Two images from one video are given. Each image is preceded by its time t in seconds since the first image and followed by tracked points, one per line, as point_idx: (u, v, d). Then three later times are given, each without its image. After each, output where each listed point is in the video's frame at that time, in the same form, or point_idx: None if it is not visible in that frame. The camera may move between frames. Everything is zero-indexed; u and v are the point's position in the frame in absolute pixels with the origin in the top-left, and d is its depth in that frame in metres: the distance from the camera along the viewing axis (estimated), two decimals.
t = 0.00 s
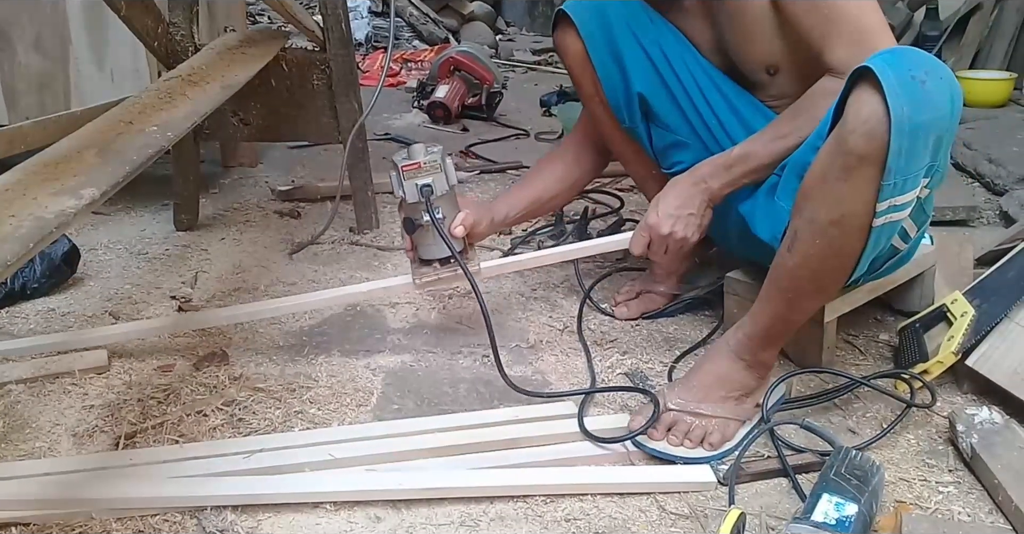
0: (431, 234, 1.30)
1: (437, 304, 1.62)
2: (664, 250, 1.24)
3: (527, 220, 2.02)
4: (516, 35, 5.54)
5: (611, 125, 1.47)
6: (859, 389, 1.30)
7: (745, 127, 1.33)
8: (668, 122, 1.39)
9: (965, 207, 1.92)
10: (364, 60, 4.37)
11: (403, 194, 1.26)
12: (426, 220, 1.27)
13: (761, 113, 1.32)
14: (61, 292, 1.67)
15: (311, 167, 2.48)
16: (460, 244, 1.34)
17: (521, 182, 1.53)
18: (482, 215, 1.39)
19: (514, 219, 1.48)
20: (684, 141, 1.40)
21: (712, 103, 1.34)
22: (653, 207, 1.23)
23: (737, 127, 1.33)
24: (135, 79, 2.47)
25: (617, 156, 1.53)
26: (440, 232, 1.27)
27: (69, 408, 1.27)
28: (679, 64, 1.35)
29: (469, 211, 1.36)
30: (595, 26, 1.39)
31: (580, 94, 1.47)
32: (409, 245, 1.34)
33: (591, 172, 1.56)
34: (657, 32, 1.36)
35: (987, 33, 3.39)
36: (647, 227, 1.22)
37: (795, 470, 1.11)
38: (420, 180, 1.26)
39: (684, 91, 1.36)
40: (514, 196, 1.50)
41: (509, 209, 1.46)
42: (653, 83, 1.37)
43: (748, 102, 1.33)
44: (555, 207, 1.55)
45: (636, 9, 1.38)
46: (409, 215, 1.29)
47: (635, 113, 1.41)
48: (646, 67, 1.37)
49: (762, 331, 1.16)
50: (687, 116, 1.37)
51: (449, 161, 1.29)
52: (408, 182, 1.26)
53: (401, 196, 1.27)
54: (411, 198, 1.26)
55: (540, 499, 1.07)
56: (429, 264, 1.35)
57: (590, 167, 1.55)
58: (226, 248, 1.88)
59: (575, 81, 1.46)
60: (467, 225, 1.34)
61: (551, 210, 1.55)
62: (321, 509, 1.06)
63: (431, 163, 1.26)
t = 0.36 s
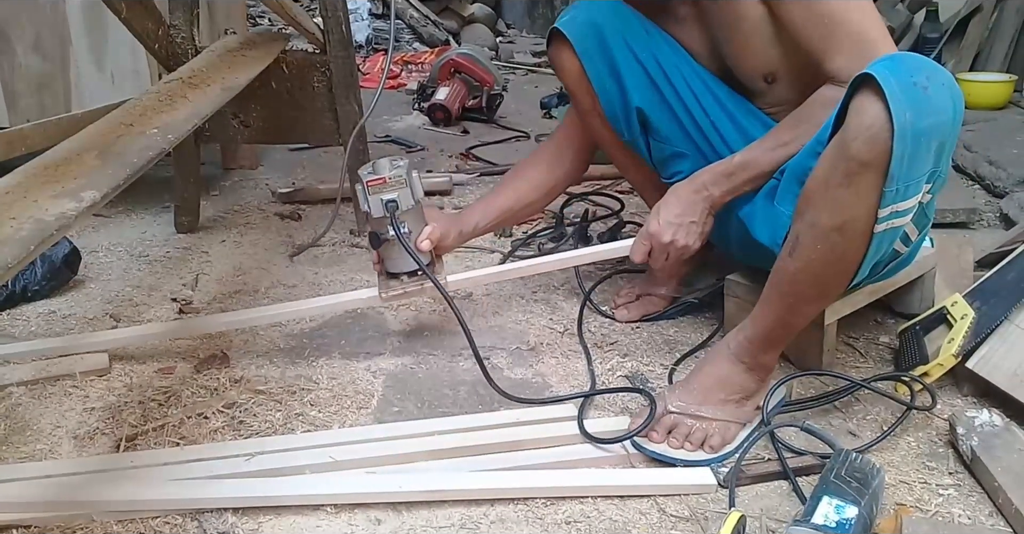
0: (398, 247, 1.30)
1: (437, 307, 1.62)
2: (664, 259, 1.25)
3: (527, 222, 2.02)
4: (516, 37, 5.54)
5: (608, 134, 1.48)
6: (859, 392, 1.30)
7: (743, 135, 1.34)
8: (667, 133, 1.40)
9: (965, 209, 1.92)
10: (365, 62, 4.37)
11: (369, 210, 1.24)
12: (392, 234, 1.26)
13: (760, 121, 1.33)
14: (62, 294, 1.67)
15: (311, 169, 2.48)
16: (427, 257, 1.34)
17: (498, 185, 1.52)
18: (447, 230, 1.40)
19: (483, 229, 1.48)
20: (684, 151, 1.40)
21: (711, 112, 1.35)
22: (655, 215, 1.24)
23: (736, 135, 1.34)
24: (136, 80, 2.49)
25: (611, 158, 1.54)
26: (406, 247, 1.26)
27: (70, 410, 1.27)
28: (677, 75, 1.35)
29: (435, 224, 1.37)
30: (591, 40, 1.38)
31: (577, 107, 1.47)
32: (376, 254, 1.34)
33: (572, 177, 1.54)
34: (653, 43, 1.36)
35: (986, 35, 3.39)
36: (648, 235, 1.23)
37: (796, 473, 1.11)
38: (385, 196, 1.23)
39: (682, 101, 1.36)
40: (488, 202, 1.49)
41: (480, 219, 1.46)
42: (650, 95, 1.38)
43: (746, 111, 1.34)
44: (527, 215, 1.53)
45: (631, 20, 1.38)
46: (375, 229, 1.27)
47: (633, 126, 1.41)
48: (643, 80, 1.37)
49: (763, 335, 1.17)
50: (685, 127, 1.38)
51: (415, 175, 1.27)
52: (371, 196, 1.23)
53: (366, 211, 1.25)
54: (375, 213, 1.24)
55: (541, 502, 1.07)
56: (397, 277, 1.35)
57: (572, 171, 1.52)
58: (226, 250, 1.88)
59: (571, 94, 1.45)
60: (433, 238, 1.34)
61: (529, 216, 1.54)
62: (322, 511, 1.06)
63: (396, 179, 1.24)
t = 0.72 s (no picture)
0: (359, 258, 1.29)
1: (437, 311, 1.63)
2: (664, 263, 1.26)
3: (527, 227, 2.02)
4: (516, 41, 5.55)
5: (605, 149, 1.48)
6: (858, 396, 1.30)
7: (741, 144, 1.35)
8: (665, 148, 1.40)
9: (964, 214, 1.92)
10: (365, 66, 4.38)
11: (333, 221, 1.24)
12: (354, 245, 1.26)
13: (756, 129, 1.34)
14: (62, 299, 1.67)
15: (311, 173, 2.49)
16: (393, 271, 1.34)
17: (472, 194, 1.50)
18: (414, 242, 1.39)
19: (453, 239, 1.46)
20: (684, 165, 1.41)
21: (708, 124, 1.36)
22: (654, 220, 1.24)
23: (734, 144, 1.35)
24: (137, 85, 2.45)
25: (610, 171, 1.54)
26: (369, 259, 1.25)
27: (69, 414, 1.27)
28: (673, 90, 1.36)
29: (400, 236, 1.35)
30: (586, 61, 1.37)
31: (574, 126, 1.46)
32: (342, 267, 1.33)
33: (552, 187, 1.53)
34: (647, 59, 1.37)
35: (985, 40, 3.40)
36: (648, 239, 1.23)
37: (795, 477, 1.11)
38: (348, 208, 1.22)
39: (679, 115, 1.37)
40: (460, 212, 1.46)
41: (449, 230, 1.43)
42: (647, 112, 1.38)
43: (743, 120, 1.35)
44: (501, 225, 1.51)
45: (625, 36, 1.37)
46: (339, 240, 1.27)
47: (632, 143, 1.42)
48: (639, 98, 1.38)
49: (763, 341, 1.17)
50: (683, 141, 1.38)
51: (380, 188, 1.26)
52: (336, 208, 1.22)
53: (330, 223, 1.24)
54: (339, 224, 1.23)
55: (540, 505, 1.08)
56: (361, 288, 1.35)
57: (552, 178, 1.51)
58: (226, 254, 1.89)
59: (568, 113, 1.45)
60: (399, 250, 1.33)
61: (504, 225, 1.51)
62: (321, 515, 1.06)
63: (360, 191, 1.22)
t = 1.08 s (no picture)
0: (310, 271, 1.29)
1: (434, 313, 1.63)
2: (664, 264, 1.25)
3: (525, 229, 2.02)
4: (514, 43, 5.56)
5: (595, 159, 1.49)
6: (856, 398, 1.31)
7: (732, 148, 1.36)
8: (656, 158, 1.42)
9: (962, 216, 1.92)
10: (364, 69, 4.39)
11: (284, 231, 1.23)
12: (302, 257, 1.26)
13: (746, 132, 1.36)
14: (60, 301, 1.67)
15: (309, 175, 2.49)
16: (343, 282, 1.34)
17: (437, 201, 1.47)
18: (369, 252, 1.37)
19: (413, 248, 1.43)
20: (678, 174, 1.42)
21: (698, 131, 1.37)
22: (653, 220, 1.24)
23: (725, 148, 1.36)
24: (134, 88, 2.51)
25: (605, 179, 1.55)
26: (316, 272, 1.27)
27: (67, 416, 1.27)
28: (661, 100, 1.37)
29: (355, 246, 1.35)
30: (573, 78, 1.37)
31: (566, 139, 1.47)
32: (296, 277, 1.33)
33: (522, 194, 1.50)
34: (634, 71, 1.38)
35: (982, 42, 3.40)
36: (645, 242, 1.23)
37: (793, 479, 1.11)
38: (298, 219, 1.22)
39: (668, 125, 1.38)
40: (421, 220, 1.44)
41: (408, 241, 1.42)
42: (637, 124, 1.39)
43: (732, 124, 1.36)
44: (464, 234, 1.48)
45: (610, 50, 1.38)
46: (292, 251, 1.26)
47: (624, 155, 1.43)
48: (627, 110, 1.39)
49: (761, 342, 1.17)
50: (674, 150, 1.39)
51: (333, 199, 1.25)
52: (286, 219, 1.22)
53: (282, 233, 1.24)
54: (290, 236, 1.22)
55: (538, 508, 1.07)
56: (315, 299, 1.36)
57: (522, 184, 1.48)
58: (224, 257, 1.89)
59: (558, 128, 1.46)
60: (353, 261, 1.33)
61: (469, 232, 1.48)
62: (319, 518, 1.06)
63: (310, 203, 1.22)
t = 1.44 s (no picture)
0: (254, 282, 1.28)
1: (434, 314, 1.63)
2: (664, 264, 1.25)
3: (525, 229, 2.02)
4: (514, 43, 5.56)
5: (588, 168, 1.51)
6: (856, 398, 1.31)
7: (723, 152, 1.37)
8: (649, 166, 1.43)
9: (962, 217, 1.92)
10: (364, 69, 4.39)
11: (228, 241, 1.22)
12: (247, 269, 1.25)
13: (736, 135, 1.36)
14: (60, 302, 1.67)
15: (309, 176, 2.49)
16: (293, 292, 1.34)
17: (394, 211, 1.44)
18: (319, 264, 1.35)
19: (370, 257, 1.41)
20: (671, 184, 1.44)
21: (689, 138, 1.38)
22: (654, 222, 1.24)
23: (716, 152, 1.37)
24: (134, 89, 2.55)
25: (601, 187, 1.57)
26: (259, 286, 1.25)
27: (68, 417, 1.27)
28: (650, 112, 1.38)
29: (306, 256, 1.33)
30: (559, 95, 1.38)
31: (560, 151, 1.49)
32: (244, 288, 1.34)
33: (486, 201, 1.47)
34: (619, 81, 1.38)
35: (982, 43, 3.40)
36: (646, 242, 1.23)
37: (793, 479, 1.11)
38: (243, 230, 1.21)
39: (658, 134, 1.39)
40: (378, 227, 1.41)
41: (364, 249, 1.39)
42: (628, 138, 1.41)
43: (722, 128, 1.36)
44: (419, 244, 1.45)
45: (594, 64, 1.38)
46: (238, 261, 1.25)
47: (617, 167, 1.45)
48: (617, 124, 1.40)
49: (761, 344, 1.17)
50: (665, 160, 1.41)
51: (280, 210, 1.24)
52: (232, 229, 1.21)
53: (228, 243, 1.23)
54: (235, 245, 1.22)
55: (538, 508, 1.07)
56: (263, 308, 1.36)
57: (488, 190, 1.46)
58: (224, 258, 1.89)
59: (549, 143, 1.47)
60: (301, 272, 1.32)
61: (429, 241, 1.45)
62: (319, 518, 1.06)
63: (255, 213, 1.21)
